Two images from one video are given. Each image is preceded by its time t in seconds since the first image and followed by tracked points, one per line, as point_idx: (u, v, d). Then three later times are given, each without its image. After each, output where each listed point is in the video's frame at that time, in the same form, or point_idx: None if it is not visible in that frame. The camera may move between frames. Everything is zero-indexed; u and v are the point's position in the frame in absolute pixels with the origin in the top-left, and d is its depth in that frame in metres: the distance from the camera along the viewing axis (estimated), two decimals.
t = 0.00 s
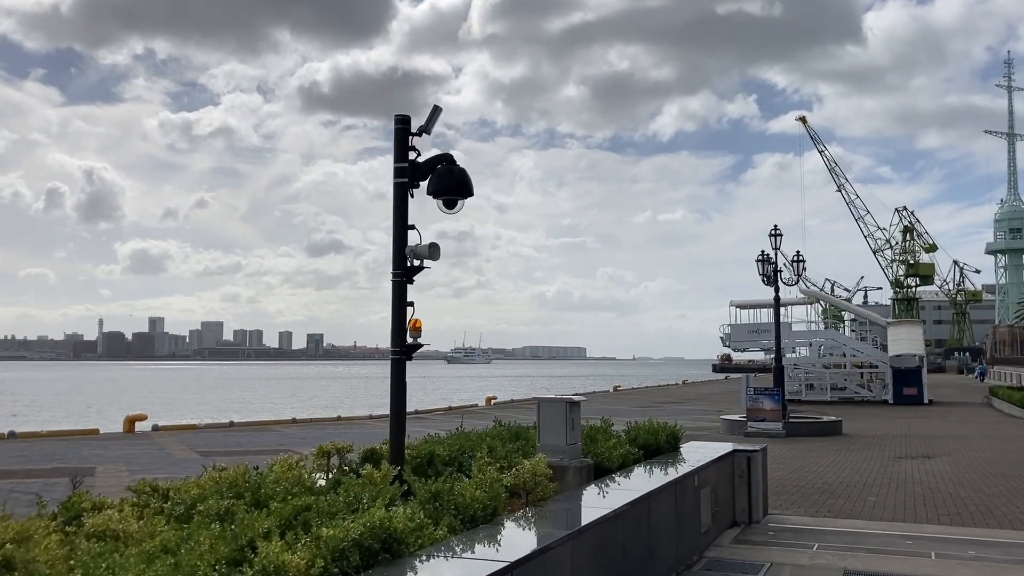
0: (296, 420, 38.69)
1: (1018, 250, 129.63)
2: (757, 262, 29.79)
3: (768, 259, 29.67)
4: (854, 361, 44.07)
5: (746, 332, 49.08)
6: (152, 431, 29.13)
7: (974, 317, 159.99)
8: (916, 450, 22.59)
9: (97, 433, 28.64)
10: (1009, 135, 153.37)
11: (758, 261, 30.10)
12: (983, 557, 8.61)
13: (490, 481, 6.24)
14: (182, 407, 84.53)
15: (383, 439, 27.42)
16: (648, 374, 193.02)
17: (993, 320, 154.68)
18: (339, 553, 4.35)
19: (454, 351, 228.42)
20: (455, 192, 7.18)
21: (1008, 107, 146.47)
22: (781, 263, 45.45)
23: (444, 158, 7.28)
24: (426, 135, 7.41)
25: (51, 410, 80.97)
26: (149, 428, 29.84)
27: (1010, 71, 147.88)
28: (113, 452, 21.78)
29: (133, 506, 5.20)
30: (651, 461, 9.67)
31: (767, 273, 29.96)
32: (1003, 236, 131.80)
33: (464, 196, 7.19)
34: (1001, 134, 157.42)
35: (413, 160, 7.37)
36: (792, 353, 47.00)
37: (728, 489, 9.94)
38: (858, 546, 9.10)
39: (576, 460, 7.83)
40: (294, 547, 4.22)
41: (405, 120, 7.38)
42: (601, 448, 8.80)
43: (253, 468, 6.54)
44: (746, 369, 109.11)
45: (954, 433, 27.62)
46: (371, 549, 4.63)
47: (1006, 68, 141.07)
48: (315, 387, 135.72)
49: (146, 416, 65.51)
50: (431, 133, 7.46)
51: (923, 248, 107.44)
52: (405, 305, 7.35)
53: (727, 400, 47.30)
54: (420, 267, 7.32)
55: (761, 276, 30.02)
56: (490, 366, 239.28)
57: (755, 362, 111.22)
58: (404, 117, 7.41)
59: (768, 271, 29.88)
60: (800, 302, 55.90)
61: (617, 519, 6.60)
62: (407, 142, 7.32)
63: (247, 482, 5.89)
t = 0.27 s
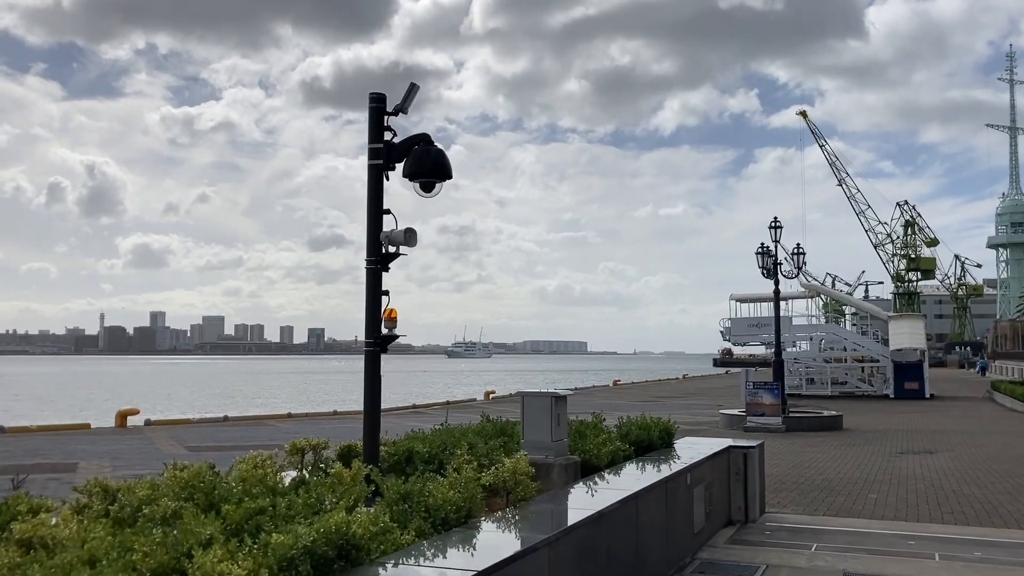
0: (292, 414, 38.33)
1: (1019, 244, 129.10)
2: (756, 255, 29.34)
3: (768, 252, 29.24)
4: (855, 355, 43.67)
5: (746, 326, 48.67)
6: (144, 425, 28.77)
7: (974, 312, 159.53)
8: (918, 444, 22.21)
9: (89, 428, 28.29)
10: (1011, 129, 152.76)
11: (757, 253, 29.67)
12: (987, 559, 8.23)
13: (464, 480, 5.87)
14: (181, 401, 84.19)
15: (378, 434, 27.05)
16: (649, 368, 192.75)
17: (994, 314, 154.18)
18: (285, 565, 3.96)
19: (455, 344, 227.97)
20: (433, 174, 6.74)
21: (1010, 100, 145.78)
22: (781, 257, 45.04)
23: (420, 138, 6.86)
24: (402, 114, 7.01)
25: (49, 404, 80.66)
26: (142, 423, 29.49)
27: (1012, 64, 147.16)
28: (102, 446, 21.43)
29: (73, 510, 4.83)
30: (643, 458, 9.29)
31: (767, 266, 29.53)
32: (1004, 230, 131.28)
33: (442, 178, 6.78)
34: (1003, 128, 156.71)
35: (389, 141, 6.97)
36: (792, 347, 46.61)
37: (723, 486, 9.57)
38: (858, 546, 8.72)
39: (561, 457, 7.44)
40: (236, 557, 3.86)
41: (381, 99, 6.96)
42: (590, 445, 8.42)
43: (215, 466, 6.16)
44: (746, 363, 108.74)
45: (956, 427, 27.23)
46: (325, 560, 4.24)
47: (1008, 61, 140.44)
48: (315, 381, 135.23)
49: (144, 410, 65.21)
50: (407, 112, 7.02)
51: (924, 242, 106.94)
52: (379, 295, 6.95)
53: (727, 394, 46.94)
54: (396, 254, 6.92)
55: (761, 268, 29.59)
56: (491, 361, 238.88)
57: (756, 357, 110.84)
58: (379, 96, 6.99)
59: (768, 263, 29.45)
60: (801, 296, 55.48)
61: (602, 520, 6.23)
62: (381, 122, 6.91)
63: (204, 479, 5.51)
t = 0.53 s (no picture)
0: (287, 411, 37.92)
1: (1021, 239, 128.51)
2: (755, 250, 28.89)
3: (768, 247, 28.79)
4: (856, 351, 43.23)
5: (746, 322, 48.21)
6: (134, 422, 28.34)
7: (975, 308, 159.02)
8: (920, 442, 21.78)
9: (78, 425, 27.87)
10: (1012, 124, 152.10)
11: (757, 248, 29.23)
12: (996, 568, 7.79)
13: (434, 487, 5.44)
14: (180, 397, 83.81)
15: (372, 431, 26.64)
16: (650, 364, 192.29)
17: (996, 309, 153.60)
18: None
19: (455, 340, 227.43)
20: (404, 159, 6.31)
21: (1013, 95, 145.14)
22: (782, 252, 44.59)
23: (391, 120, 6.42)
24: (373, 96, 6.58)
25: (47, 400, 80.29)
26: (132, 420, 29.05)
27: (1014, 59, 146.46)
28: (87, 444, 21.00)
29: None
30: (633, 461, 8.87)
31: (766, 261, 29.09)
32: (1006, 225, 130.69)
33: (414, 164, 6.36)
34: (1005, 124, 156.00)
35: (359, 125, 6.55)
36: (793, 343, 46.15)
37: (716, 489, 9.14)
38: (858, 553, 8.28)
39: (542, 460, 7.02)
40: None
41: (350, 80, 6.54)
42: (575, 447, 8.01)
43: (168, 472, 5.74)
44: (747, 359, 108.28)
45: (959, 425, 26.79)
46: None
47: (1010, 56, 139.84)
48: (314, 377, 134.80)
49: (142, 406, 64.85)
50: (378, 95, 6.59)
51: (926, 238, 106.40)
52: (348, 288, 6.52)
53: (727, 391, 46.49)
54: (366, 245, 6.50)
55: (760, 264, 29.15)
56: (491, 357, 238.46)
57: (757, 353, 110.32)
58: (348, 78, 6.56)
59: (767, 259, 29.00)
60: (801, 292, 55.03)
61: (583, 529, 5.80)
62: (350, 105, 6.48)
63: (150, 487, 5.09)
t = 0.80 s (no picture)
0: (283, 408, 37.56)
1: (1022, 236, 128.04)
2: (755, 245, 28.47)
3: (768, 242, 28.38)
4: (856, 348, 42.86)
5: (746, 318, 47.82)
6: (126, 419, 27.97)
7: (976, 304, 158.60)
8: (922, 440, 21.39)
9: (69, 422, 27.48)
10: (1014, 120, 151.60)
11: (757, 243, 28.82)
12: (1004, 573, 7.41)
13: (405, 489, 5.07)
14: (179, 393, 83.44)
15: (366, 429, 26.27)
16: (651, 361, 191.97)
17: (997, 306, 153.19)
18: None
19: (455, 337, 227.01)
20: (377, 140, 5.92)
21: (1014, 91, 144.64)
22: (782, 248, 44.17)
23: (363, 99, 6.03)
24: (346, 74, 6.20)
25: (45, 396, 79.98)
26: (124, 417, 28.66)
27: (1016, 55, 145.86)
28: (75, 442, 20.63)
29: None
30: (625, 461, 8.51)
31: (766, 256, 28.68)
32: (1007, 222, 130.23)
33: (390, 147, 5.99)
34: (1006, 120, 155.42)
35: (330, 104, 6.15)
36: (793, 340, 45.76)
37: (712, 490, 8.76)
38: (859, 558, 7.90)
39: (527, 460, 6.63)
40: None
41: (320, 57, 6.15)
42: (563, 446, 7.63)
43: (122, 475, 5.36)
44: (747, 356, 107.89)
45: (961, 422, 26.41)
46: None
47: (1012, 52, 139.38)
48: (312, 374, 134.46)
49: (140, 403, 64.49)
50: (351, 73, 6.21)
51: (926, 234, 106.00)
52: (319, 278, 6.13)
53: (727, 387, 46.10)
54: (339, 231, 6.13)
55: (760, 259, 28.73)
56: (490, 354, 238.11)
57: (757, 349, 109.96)
58: (318, 55, 6.17)
59: (767, 254, 28.58)
60: (802, 288, 54.63)
61: (566, 536, 5.41)
62: (320, 83, 6.10)
63: (96, 490, 4.72)
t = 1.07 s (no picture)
0: (279, 407, 37.20)
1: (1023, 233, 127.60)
2: (756, 242, 28.06)
3: (768, 239, 27.96)
4: (857, 346, 42.50)
5: (746, 316, 47.46)
6: (118, 419, 27.64)
7: (976, 302, 158.18)
8: (924, 441, 21.02)
9: (60, 422, 27.14)
10: (1014, 118, 151.15)
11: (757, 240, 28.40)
12: None
13: (377, 504, 4.68)
14: (178, 392, 83.15)
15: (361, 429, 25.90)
16: (651, 359, 191.65)
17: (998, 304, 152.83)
18: None
19: (455, 335, 226.62)
20: (349, 127, 5.52)
21: (1016, 89, 144.22)
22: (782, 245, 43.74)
23: (335, 84, 5.63)
24: (317, 57, 5.80)
25: (43, 395, 79.69)
26: (115, 417, 28.26)
27: (1017, 52, 145.40)
28: (62, 443, 20.23)
29: None
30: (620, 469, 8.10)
31: (766, 254, 28.27)
32: (1009, 219, 129.78)
33: (364, 135, 5.61)
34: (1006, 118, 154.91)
35: (300, 89, 5.76)
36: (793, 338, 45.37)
37: (709, 498, 8.37)
38: (865, 571, 7.50)
39: (512, 471, 6.23)
40: None
41: (290, 39, 5.76)
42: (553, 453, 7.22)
43: (73, 488, 4.97)
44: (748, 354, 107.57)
45: (965, 422, 26.01)
46: None
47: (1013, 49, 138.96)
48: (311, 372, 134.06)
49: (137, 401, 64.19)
50: (322, 56, 5.80)
51: (927, 231, 105.61)
52: (289, 275, 5.73)
53: (727, 386, 45.71)
54: (310, 226, 5.74)
55: (760, 256, 28.31)
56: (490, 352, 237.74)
57: (757, 347, 109.57)
58: (288, 37, 5.78)
59: (767, 251, 28.17)
60: (802, 285, 54.22)
61: (551, 555, 5.01)
62: (289, 67, 5.70)
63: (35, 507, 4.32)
